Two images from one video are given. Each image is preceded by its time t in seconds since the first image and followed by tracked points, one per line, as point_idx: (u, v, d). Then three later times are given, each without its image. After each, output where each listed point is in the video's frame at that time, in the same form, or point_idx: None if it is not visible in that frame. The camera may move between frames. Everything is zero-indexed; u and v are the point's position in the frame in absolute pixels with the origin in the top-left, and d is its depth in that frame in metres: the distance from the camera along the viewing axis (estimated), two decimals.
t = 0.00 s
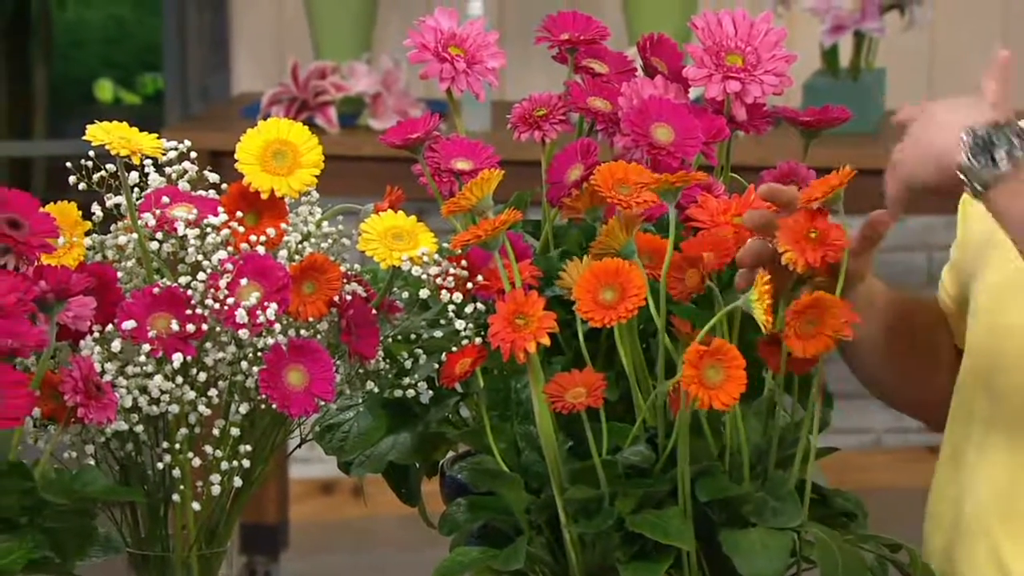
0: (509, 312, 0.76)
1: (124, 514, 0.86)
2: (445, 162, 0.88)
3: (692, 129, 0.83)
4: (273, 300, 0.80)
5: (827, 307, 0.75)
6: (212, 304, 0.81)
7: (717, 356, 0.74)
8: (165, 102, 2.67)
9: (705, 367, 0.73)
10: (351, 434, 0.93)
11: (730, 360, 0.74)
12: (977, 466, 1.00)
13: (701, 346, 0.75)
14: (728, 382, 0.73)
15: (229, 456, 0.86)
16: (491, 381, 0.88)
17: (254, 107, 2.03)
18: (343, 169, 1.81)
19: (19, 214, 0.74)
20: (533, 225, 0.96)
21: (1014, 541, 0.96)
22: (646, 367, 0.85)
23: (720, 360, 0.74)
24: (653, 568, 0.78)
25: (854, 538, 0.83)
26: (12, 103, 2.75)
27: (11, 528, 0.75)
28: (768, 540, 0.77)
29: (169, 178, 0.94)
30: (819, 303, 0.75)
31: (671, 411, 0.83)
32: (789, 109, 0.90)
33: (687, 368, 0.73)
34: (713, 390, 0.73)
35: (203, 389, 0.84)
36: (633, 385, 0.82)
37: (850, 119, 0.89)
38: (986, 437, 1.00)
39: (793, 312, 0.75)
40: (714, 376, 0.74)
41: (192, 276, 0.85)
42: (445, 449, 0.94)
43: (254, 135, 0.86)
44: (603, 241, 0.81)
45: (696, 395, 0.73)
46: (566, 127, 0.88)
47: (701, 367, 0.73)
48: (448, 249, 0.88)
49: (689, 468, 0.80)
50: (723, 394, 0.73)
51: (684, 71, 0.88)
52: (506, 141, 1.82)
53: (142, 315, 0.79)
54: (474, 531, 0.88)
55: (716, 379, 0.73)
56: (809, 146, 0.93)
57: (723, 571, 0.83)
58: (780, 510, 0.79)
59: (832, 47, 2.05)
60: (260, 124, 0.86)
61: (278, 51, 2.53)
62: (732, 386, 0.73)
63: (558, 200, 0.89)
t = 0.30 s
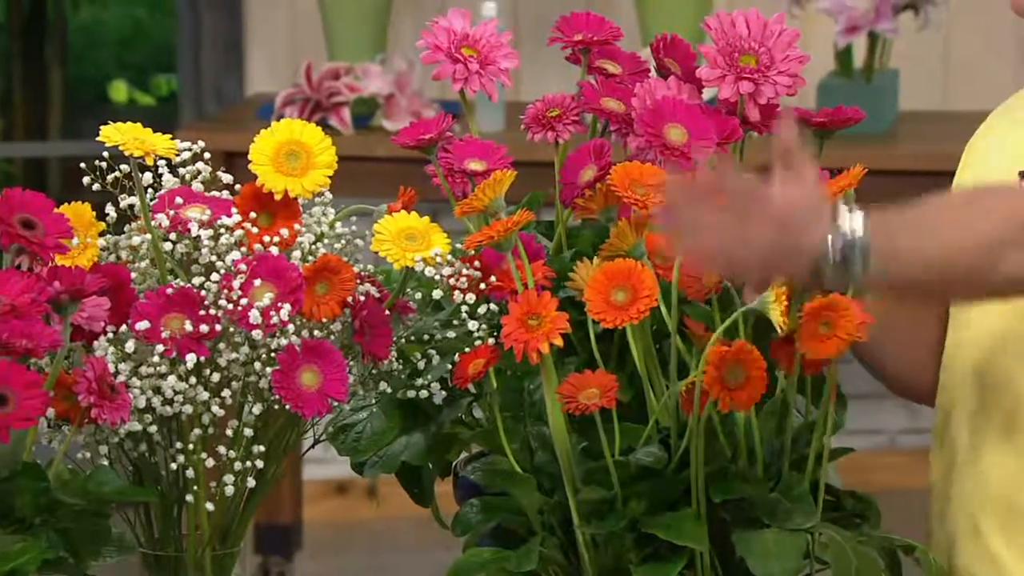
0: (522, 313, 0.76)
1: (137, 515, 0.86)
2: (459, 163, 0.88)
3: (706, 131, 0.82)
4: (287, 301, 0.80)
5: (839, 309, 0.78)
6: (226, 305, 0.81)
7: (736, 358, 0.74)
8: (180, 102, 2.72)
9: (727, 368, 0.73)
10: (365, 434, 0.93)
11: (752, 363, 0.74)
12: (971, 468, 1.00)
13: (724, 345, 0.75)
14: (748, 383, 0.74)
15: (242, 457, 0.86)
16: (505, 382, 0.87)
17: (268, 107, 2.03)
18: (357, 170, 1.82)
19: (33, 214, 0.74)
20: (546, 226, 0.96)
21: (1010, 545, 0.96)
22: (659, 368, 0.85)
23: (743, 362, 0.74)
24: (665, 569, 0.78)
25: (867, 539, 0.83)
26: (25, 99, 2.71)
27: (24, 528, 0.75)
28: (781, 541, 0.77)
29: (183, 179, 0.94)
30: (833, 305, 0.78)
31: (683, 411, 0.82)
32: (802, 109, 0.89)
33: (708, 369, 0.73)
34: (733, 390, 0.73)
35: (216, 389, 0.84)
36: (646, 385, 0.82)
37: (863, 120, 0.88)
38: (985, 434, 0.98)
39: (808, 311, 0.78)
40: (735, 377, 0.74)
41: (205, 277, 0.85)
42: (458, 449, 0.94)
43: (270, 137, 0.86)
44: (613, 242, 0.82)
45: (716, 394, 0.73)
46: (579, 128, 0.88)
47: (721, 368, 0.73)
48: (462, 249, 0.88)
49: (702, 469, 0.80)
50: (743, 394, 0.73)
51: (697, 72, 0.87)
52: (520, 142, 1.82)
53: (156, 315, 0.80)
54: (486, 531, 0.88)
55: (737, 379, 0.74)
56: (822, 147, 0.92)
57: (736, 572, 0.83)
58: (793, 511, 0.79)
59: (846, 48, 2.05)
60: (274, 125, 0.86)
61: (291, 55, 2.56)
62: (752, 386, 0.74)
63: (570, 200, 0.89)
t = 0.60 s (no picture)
0: (536, 313, 0.76)
1: (152, 515, 0.87)
2: (473, 163, 0.88)
3: (720, 131, 0.82)
4: (302, 301, 0.80)
5: (840, 315, 0.74)
6: (240, 305, 0.81)
7: (747, 359, 0.73)
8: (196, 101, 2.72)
9: (737, 370, 0.73)
10: (378, 434, 0.93)
11: (761, 362, 0.73)
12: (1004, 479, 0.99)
13: (733, 348, 0.75)
14: (759, 385, 0.73)
15: (257, 456, 0.86)
16: (519, 382, 0.87)
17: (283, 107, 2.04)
18: (372, 170, 1.82)
19: (49, 214, 0.74)
20: (560, 226, 0.96)
21: None
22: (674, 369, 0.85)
23: (754, 361, 0.73)
24: (679, 569, 0.78)
25: (881, 540, 0.82)
26: (41, 96, 2.73)
27: (40, 527, 0.75)
28: (795, 542, 0.77)
29: (198, 179, 0.94)
30: (832, 312, 0.74)
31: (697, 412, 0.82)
32: (818, 109, 0.88)
33: (718, 373, 0.73)
34: (744, 394, 0.73)
35: (231, 389, 0.84)
36: (661, 386, 0.82)
37: (879, 120, 0.88)
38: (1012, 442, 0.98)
39: (802, 319, 0.75)
40: (746, 379, 0.73)
41: (220, 277, 0.86)
42: (472, 450, 0.94)
43: (284, 137, 0.86)
44: (626, 243, 0.81)
45: (727, 398, 0.73)
46: (594, 128, 0.88)
47: (732, 371, 0.73)
48: (476, 249, 0.88)
49: (716, 469, 0.80)
50: (754, 398, 0.72)
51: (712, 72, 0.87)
52: (535, 142, 1.83)
53: (170, 315, 0.80)
54: (500, 531, 0.88)
55: (748, 382, 0.73)
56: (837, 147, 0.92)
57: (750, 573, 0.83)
58: (807, 511, 0.78)
59: (860, 48, 2.04)
60: (289, 125, 0.87)
61: (307, 56, 2.58)
62: (762, 389, 0.73)
63: (585, 201, 0.88)
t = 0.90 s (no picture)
0: (552, 313, 0.76)
1: (168, 514, 0.87)
2: (488, 163, 0.88)
3: (737, 130, 0.82)
4: (318, 301, 0.80)
5: (863, 311, 0.74)
6: (256, 304, 0.81)
7: (761, 359, 0.73)
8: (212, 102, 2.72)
9: (750, 370, 0.73)
10: (394, 434, 0.93)
11: (775, 363, 0.73)
12: None
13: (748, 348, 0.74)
14: (772, 385, 0.73)
15: (273, 456, 0.86)
16: (534, 382, 0.87)
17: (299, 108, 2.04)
18: (387, 170, 1.83)
19: (66, 214, 0.74)
20: (575, 226, 0.96)
21: None
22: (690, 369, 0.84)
23: (767, 362, 0.73)
24: (694, 569, 0.78)
25: (897, 540, 0.82)
26: (59, 97, 2.74)
27: (57, 527, 0.76)
28: (811, 542, 0.76)
29: (214, 179, 0.95)
30: (857, 307, 0.74)
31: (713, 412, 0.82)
32: (834, 109, 0.88)
33: (732, 372, 0.73)
34: (758, 393, 0.73)
35: (246, 389, 0.84)
36: (677, 387, 0.82)
37: (895, 120, 0.87)
38: None
39: (827, 314, 0.75)
40: (759, 379, 0.73)
41: (236, 277, 0.86)
42: (487, 450, 0.94)
43: (300, 137, 0.87)
44: (642, 242, 0.81)
45: (741, 397, 0.73)
46: (609, 128, 0.88)
47: (746, 371, 0.73)
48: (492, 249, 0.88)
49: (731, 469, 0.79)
50: (767, 397, 0.72)
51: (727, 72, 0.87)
52: (550, 142, 1.83)
53: (187, 316, 0.80)
54: (516, 531, 0.88)
55: (761, 382, 0.73)
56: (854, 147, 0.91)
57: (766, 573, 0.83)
58: (823, 512, 0.78)
59: (877, 48, 2.03)
60: (305, 125, 0.87)
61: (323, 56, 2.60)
62: (777, 388, 0.73)
63: (601, 200, 0.88)
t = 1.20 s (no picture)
0: (569, 313, 0.76)
1: (186, 514, 0.87)
2: (506, 163, 0.88)
3: (754, 130, 0.81)
4: (335, 300, 0.80)
5: (882, 311, 0.74)
6: (274, 305, 0.81)
7: (783, 356, 0.73)
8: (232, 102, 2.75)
9: (773, 366, 0.73)
10: (412, 434, 0.93)
11: (797, 360, 0.73)
12: None
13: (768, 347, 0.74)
14: (794, 382, 0.72)
15: (290, 456, 0.86)
16: (552, 382, 0.87)
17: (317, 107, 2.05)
18: (405, 170, 1.83)
19: (84, 214, 0.75)
20: (594, 226, 0.96)
21: None
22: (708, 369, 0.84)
23: (789, 360, 0.73)
24: (711, 569, 0.77)
25: (915, 541, 0.81)
26: (78, 96, 2.75)
27: (75, 526, 0.76)
28: (829, 542, 0.76)
29: (231, 179, 0.95)
30: (876, 307, 0.74)
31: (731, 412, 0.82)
32: (851, 109, 0.88)
33: (753, 369, 0.73)
34: (780, 390, 0.72)
35: (264, 389, 0.84)
36: (694, 387, 0.82)
37: (914, 120, 0.87)
38: None
39: (845, 312, 0.74)
40: (781, 376, 0.73)
41: (254, 276, 0.86)
42: (505, 450, 0.94)
43: (318, 137, 0.87)
44: (660, 243, 0.81)
45: (763, 394, 0.73)
46: (627, 128, 0.88)
47: (768, 367, 0.73)
48: (508, 250, 0.88)
49: (749, 469, 0.79)
50: (789, 394, 0.72)
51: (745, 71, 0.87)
52: (568, 142, 1.83)
53: (204, 315, 0.80)
54: (533, 531, 0.88)
55: (783, 379, 0.73)
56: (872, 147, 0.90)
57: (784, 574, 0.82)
58: (842, 513, 0.78)
59: (896, 48, 2.02)
60: (323, 125, 0.87)
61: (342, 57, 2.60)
62: (798, 385, 0.72)
63: (618, 200, 0.88)
